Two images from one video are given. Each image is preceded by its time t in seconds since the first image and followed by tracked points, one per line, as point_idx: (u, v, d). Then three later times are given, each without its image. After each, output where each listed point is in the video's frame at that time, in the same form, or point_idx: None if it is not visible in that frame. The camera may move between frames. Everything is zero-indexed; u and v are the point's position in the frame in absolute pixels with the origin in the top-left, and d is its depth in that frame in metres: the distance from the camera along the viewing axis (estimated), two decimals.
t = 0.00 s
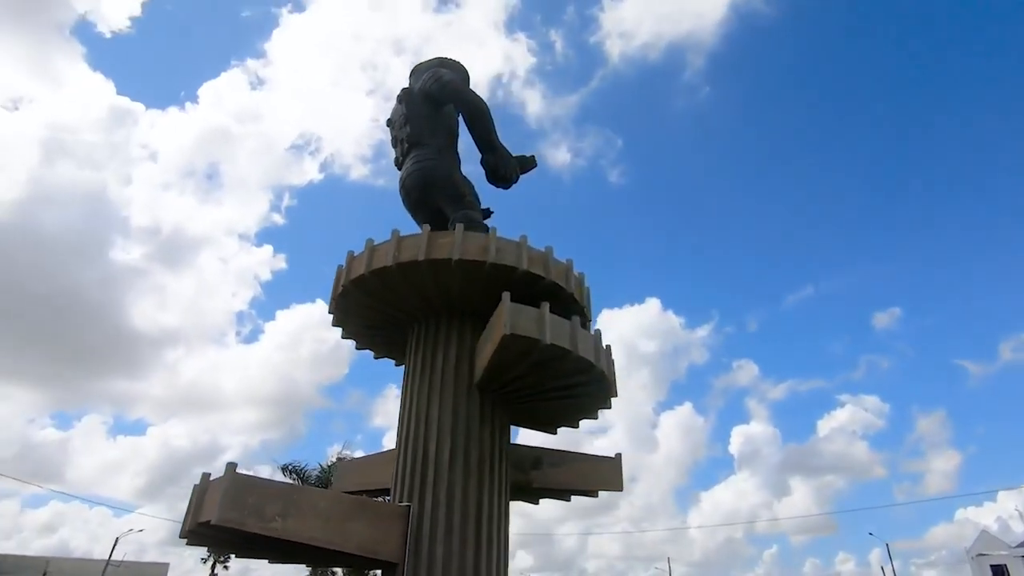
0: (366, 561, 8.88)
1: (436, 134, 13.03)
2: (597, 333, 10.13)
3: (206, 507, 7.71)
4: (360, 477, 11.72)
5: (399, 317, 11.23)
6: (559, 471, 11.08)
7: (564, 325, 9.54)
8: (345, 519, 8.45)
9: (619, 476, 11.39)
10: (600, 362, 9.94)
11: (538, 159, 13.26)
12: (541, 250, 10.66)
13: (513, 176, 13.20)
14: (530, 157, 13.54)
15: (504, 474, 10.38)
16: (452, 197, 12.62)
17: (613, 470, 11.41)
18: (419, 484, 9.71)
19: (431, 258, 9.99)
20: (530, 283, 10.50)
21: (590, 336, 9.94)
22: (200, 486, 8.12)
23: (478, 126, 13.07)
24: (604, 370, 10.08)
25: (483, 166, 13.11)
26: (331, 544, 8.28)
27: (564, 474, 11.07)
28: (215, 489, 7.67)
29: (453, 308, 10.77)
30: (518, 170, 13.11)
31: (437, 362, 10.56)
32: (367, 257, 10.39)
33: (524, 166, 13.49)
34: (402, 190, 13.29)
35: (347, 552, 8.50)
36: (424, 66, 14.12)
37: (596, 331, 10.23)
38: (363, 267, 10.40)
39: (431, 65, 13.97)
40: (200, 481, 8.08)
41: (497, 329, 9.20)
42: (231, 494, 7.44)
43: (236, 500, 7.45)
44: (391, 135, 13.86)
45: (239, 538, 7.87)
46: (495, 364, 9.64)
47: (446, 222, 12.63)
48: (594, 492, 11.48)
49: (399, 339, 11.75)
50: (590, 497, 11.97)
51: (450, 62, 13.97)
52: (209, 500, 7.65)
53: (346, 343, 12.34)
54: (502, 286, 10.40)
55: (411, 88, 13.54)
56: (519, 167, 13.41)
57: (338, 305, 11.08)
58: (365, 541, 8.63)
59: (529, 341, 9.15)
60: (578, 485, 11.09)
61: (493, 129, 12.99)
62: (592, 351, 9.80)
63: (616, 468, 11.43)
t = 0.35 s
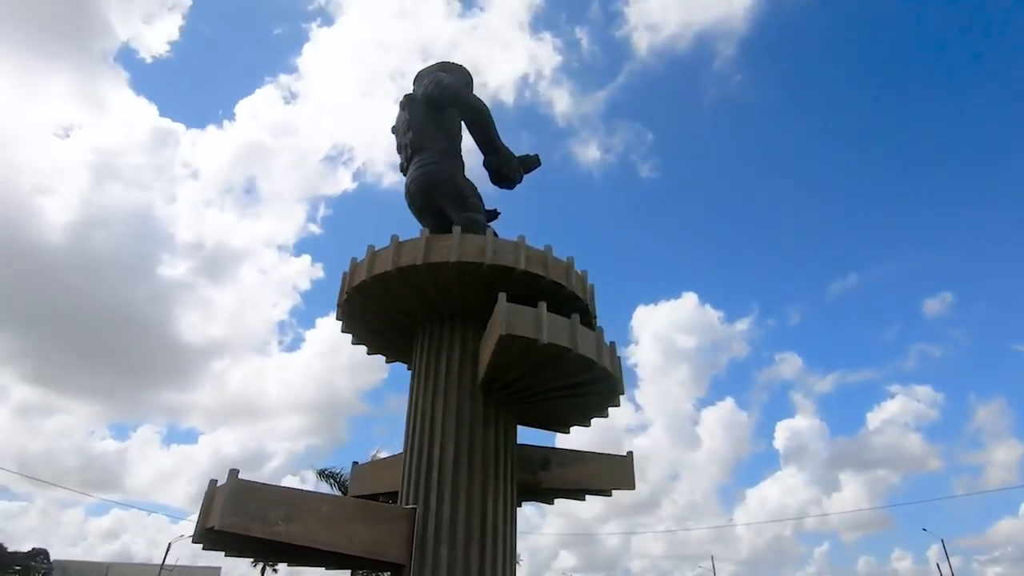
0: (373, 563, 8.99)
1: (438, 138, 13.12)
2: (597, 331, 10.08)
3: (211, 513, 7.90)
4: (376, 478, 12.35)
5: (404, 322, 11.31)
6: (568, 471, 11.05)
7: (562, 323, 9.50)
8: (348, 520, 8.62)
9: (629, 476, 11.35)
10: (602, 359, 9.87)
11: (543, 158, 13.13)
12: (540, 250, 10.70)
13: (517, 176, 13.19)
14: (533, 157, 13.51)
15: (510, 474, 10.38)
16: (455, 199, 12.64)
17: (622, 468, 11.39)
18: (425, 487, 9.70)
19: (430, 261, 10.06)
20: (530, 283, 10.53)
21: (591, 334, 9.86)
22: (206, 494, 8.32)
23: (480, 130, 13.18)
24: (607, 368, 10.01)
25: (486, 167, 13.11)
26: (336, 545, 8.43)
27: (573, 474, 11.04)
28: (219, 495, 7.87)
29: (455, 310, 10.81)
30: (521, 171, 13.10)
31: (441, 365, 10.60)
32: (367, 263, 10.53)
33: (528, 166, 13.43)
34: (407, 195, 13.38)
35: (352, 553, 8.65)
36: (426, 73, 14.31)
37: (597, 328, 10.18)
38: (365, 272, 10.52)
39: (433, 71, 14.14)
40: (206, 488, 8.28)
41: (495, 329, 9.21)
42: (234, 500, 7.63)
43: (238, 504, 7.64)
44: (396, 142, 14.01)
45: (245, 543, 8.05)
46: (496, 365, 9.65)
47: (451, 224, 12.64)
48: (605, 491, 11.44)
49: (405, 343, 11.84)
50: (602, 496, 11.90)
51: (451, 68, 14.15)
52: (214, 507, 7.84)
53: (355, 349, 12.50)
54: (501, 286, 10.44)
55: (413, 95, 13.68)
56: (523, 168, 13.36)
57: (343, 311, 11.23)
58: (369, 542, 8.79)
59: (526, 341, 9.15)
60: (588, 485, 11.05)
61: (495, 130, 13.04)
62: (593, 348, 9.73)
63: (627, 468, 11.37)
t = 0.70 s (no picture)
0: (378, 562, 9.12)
1: (439, 140, 13.17)
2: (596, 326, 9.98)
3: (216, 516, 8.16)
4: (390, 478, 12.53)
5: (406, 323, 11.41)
6: (575, 468, 11.05)
7: (558, 319, 9.43)
8: (351, 520, 8.75)
9: (640, 470, 11.33)
10: (601, 354, 9.76)
11: (544, 154, 13.06)
12: (536, 245, 10.70)
13: (518, 174, 13.14)
14: (534, 154, 13.44)
15: (513, 472, 10.43)
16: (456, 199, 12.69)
17: (632, 464, 11.32)
18: (428, 486, 9.81)
19: (425, 261, 10.13)
20: (526, 279, 10.55)
21: (589, 328, 9.77)
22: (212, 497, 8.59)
23: (480, 130, 13.20)
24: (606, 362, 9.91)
25: (487, 166, 13.08)
26: (339, 545, 8.57)
27: (580, 470, 11.03)
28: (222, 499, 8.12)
29: (455, 309, 10.87)
30: (522, 168, 13.06)
31: (443, 365, 10.68)
32: (366, 266, 10.66)
33: (530, 163, 13.38)
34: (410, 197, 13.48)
35: (356, 553, 8.78)
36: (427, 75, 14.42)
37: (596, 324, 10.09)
38: (365, 274, 10.64)
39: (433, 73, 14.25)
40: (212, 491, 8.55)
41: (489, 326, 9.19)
42: (234, 502, 7.85)
43: (238, 507, 7.87)
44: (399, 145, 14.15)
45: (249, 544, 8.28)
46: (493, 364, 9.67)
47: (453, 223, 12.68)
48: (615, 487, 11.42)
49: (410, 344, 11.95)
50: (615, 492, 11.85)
51: (451, 69, 14.24)
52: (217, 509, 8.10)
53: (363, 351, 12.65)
54: (497, 284, 10.48)
55: (415, 98, 13.78)
56: (524, 165, 13.33)
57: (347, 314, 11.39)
58: (373, 542, 8.89)
59: (520, 337, 9.10)
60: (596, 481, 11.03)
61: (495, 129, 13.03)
62: (590, 343, 9.64)
63: (637, 462, 11.35)
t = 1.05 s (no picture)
0: (381, 562, 9.22)
1: (437, 143, 13.26)
2: (591, 321, 9.92)
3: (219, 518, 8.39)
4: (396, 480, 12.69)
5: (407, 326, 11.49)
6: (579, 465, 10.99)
7: (551, 315, 9.41)
8: (352, 522, 8.86)
9: (646, 466, 11.20)
10: (596, 348, 9.70)
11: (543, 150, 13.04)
12: (530, 243, 10.73)
13: (517, 173, 13.18)
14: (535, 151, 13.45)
15: (515, 469, 10.44)
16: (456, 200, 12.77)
17: (638, 458, 11.22)
18: (428, 486, 9.86)
19: (419, 263, 10.23)
20: (520, 276, 10.62)
21: (583, 324, 9.71)
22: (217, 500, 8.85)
23: (478, 131, 13.26)
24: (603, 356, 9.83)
25: (486, 165, 13.17)
26: (340, 545, 8.70)
27: (585, 467, 10.95)
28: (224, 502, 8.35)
29: (453, 308, 10.92)
30: (521, 167, 13.10)
31: (443, 363, 10.71)
32: (363, 270, 10.79)
33: (529, 160, 13.39)
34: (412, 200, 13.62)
35: (357, 554, 8.89)
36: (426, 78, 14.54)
37: (592, 319, 10.04)
38: (362, 277, 10.76)
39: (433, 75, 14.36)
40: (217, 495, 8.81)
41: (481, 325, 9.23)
42: (234, 504, 8.07)
43: (238, 509, 8.09)
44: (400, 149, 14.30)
45: (252, 546, 8.48)
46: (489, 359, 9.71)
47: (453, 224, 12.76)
48: (624, 483, 11.30)
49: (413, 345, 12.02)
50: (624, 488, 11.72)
51: (448, 70, 14.34)
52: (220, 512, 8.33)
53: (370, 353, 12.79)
54: (492, 282, 10.55)
55: (413, 102, 13.87)
56: (524, 163, 13.34)
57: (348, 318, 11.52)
58: (375, 542, 9.00)
59: (513, 335, 9.11)
60: (601, 477, 10.94)
61: (492, 129, 13.07)
62: (585, 338, 9.59)
63: (643, 458, 11.23)
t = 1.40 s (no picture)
0: (380, 560, 9.29)
1: (436, 142, 13.30)
2: (585, 317, 9.84)
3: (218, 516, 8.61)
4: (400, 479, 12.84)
5: (406, 324, 11.52)
6: (579, 462, 10.88)
7: (542, 311, 9.35)
8: (350, 520, 8.95)
9: (649, 462, 10.97)
10: (590, 344, 9.61)
11: (541, 145, 12.95)
12: (522, 240, 10.68)
13: (517, 169, 13.16)
14: (534, 147, 13.39)
15: (513, 465, 10.44)
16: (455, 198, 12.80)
17: (640, 455, 10.99)
18: (426, 483, 9.91)
19: (412, 263, 10.26)
20: (514, 273, 10.57)
21: (578, 319, 9.61)
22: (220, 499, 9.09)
23: (477, 128, 13.25)
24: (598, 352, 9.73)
25: (486, 163, 13.20)
26: (337, 544, 8.78)
27: (585, 464, 10.84)
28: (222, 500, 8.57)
29: (450, 306, 10.94)
30: (520, 164, 13.08)
31: (441, 360, 10.72)
32: (360, 270, 10.85)
33: (529, 156, 13.32)
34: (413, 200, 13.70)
35: (356, 552, 8.97)
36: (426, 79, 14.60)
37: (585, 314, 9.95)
38: (358, 277, 10.84)
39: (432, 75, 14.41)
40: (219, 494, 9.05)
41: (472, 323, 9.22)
42: (230, 503, 8.26)
43: (234, 508, 8.27)
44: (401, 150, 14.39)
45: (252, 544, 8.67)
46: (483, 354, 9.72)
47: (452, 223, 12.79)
48: (626, 481, 11.08)
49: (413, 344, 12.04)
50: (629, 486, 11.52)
51: (447, 70, 14.38)
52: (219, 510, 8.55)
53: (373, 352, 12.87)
54: (486, 279, 10.55)
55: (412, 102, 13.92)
56: (524, 158, 13.28)
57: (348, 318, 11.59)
58: (373, 540, 9.06)
59: (503, 333, 9.08)
60: (601, 475, 10.78)
61: (490, 126, 13.07)
62: (578, 334, 9.51)
63: (646, 454, 11.01)
